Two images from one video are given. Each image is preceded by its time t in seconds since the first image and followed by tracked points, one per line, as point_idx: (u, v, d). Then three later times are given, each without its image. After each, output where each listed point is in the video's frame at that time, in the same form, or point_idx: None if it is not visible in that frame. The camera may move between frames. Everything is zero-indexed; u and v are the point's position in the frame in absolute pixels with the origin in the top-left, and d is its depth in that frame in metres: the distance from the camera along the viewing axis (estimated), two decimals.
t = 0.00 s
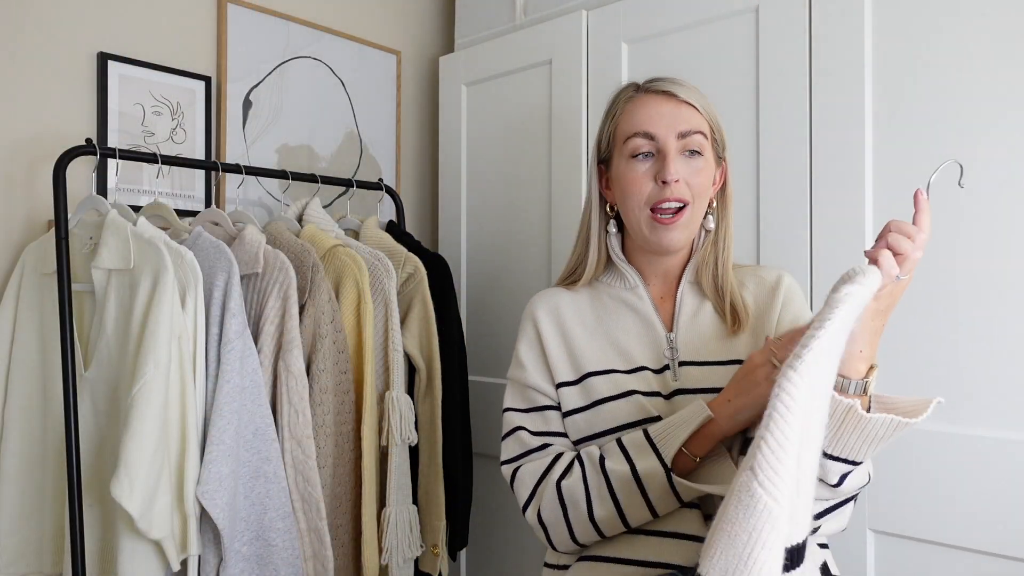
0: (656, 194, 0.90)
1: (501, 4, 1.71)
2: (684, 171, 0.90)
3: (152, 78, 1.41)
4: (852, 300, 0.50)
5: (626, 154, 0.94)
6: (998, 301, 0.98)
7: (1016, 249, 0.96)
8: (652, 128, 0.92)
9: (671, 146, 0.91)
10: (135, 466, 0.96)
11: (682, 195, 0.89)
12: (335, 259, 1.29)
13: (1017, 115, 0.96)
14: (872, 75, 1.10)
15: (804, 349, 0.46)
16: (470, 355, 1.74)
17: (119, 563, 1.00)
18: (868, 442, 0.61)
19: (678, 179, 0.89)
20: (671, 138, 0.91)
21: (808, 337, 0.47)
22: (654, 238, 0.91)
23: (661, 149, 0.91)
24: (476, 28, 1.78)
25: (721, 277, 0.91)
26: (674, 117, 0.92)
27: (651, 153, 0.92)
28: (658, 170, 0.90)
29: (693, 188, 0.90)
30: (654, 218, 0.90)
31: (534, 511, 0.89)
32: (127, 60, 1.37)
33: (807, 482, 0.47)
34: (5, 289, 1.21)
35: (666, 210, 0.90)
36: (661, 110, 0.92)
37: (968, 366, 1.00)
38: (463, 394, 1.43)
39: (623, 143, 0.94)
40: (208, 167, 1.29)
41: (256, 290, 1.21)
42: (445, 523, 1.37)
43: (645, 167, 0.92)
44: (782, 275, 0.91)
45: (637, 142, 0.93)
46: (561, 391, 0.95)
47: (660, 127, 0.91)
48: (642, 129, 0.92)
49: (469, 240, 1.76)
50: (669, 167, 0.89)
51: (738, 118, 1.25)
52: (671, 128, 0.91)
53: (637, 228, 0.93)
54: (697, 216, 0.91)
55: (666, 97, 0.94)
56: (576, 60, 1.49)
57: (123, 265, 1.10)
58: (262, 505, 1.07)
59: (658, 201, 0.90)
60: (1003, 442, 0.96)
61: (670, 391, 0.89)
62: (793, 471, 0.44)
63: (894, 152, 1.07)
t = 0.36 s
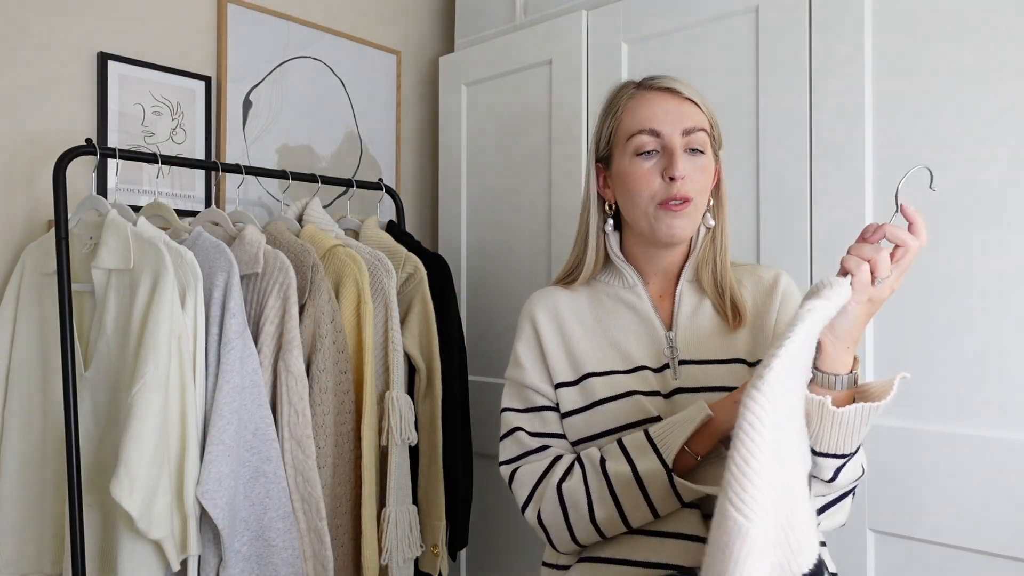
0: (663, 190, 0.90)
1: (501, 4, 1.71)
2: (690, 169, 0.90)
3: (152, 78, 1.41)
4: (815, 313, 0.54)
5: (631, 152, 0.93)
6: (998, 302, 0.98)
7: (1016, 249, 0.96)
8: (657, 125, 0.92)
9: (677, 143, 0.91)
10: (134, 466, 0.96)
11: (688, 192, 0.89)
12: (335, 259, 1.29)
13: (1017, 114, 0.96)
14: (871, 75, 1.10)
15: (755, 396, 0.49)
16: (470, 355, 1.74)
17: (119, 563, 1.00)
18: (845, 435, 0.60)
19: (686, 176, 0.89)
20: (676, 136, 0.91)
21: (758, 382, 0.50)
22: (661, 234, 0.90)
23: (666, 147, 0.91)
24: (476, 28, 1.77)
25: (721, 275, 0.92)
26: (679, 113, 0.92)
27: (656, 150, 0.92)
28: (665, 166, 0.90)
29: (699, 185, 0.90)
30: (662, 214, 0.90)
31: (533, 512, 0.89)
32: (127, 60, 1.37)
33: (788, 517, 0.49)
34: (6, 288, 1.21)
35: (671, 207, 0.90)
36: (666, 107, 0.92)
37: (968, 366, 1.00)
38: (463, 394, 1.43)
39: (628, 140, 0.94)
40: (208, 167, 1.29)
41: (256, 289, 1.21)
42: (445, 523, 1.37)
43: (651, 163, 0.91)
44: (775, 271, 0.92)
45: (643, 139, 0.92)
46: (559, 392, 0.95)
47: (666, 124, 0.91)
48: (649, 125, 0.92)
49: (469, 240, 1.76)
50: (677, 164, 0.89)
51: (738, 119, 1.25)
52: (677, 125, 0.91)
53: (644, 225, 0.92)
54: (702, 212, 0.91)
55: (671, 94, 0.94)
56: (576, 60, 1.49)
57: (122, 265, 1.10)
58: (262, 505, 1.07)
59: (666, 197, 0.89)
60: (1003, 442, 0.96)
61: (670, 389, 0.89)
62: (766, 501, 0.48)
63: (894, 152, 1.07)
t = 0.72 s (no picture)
0: (657, 194, 0.90)
1: (501, 4, 1.71)
2: (683, 170, 0.90)
3: (152, 78, 1.41)
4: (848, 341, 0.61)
5: (625, 157, 0.94)
6: (997, 301, 0.98)
7: (1015, 249, 0.96)
8: (649, 129, 0.92)
9: (668, 146, 0.91)
10: (134, 466, 0.96)
11: (683, 194, 0.90)
12: (334, 259, 1.29)
13: (1015, 115, 0.97)
14: (871, 75, 1.10)
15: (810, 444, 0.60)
16: (470, 355, 1.74)
17: (119, 563, 1.00)
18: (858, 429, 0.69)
19: (678, 178, 0.89)
20: (668, 138, 0.91)
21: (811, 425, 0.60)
22: (658, 239, 0.91)
23: (658, 149, 0.91)
24: (476, 28, 1.78)
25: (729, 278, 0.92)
26: (670, 115, 0.92)
27: (649, 154, 0.92)
28: (657, 170, 0.90)
29: (693, 186, 0.90)
30: (657, 219, 0.91)
31: (542, 512, 0.89)
32: (127, 60, 1.37)
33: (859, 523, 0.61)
34: (6, 288, 1.21)
35: (667, 209, 0.90)
36: (657, 109, 0.92)
37: (967, 366, 1.00)
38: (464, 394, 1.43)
39: (621, 145, 0.94)
40: (208, 167, 1.29)
41: (255, 290, 1.21)
42: (446, 523, 1.37)
43: (644, 167, 0.92)
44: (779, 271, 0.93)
45: (634, 143, 0.93)
46: (570, 392, 0.95)
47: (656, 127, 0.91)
48: (638, 130, 0.92)
49: (468, 240, 1.76)
50: (668, 167, 0.89)
51: (738, 119, 1.25)
52: (666, 127, 0.91)
53: (642, 230, 0.93)
54: (699, 213, 0.91)
55: (661, 96, 0.93)
56: (576, 60, 1.49)
57: (122, 265, 1.10)
58: (262, 505, 1.07)
59: (660, 201, 0.90)
60: (1003, 442, 0.96)
61: (679, 391, 0.90)
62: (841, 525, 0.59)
63: (893, 153, 1.08)
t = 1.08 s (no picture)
0: (643, 193, 0.90)
1: (501, 4, 1.71)
2: (670, 168, 0.90)
3: (152, 78, 1.41)
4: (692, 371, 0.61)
5: (616, 154, 0.95)
6: (996, 301, 0.98)
7: (1016, 249, 0.96)
8: (639, 127, 0.92)
9: (657, 144, 0.91)
10: (135, 464, 0.96)
11: (670, 193, 0.89)
12: (334, 259, 1.29)
13: (1016, 114, 0.97)
14: (872, 75, 1.10)
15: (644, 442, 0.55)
16: (470, 355, 1.74)
17: (119, 563, 1.00)
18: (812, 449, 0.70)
19: (663, 177, 0.89)
20: (657, 136, 0.91)
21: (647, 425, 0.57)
22: (644, 237, 0.91)
23: (647, 147, 0.92)
24: (476, 28, 1.78)
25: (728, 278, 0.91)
26: (660, 113, 0.92)
27: (638, 150, 0.93)
28: (644, 168, 0.91)
29: (682, 186, 0.90)
30: (643, 217, 0.91)
31: (537, 510, 0.89)
32: (127, 60, 1.37)
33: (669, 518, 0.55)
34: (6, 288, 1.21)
35: (655, 208, 0.90)
36: (647, 108, 0.92)
37: (968, 367, 1.00)
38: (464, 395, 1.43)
39: (613, 143, 0.95)
40: (208, 167, 1.29)
41: (255, 289, 1.21)
42: (446, 523, 1.37)
43: (632, 164, 0.93)
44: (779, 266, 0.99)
45: (625, 141, 0.94)
46: (565, 393, 0.95)
47: (645, 125, 0.92)
48: (629, 128, 0.93)
49: (468, 240, 1.76)
50: (654, 165, 0.89)
51: (738, 119, 1.25)
52: (656, 125, 0.91)
53: (631, 229, 0.93)
54: (689, 214, 0.90)
55: (655, 95, 0.93)
56: (576, 60, 1.49)
57: (122, 265, 1.10)
58: (262, 505, 1.07)
59: (647, 199, 0.90)
60: (1004, 442, 0.96)
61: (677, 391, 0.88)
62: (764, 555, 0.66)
63: (893, 152, 1.08)
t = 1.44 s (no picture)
0: (640, 189, 0.90)
1: (501, 4, 1.71)
2: (668, 165, 0.90)
3: (152, 78, 1.41)
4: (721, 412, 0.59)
5: (615, 150, 0.95)
6: (995, 300, 0.98)
7: (1016, 248, 0.96)
8: (637, 123, 0.92)
9: (656, 140, 0.91)
10: (135, 464, 0.96)
11: (667, 189, 0.89)
12: (334, 259, 1.29)
13: (1016, 114, 0.97)
14: (871, 75, 1.10)
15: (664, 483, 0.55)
16: (470, 355, 1.74)
17: (119, 563, 1.00)
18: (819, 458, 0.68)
19: (661, 173, 0.89)
20: (655, 133, 0.91)
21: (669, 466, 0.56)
22: (638, 231, 0.91)
23: (645, 144, 0.92)
24: (476, 28, 1.77)
25: (725, 283, 0.90)
26: (658, 110, 0.92)
27: (636, 147, 0.93)
28: (641, 164, 0.91)
29: (679, 184, 0.90)
30: (637, 211, 0.91)
31: (531, 513, 0.89)
32: (127, 60, 1.37)
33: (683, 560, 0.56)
34: (6, 288, 1.21)
35: (650, 204, 0.90)
36: (646, 105, 0.92)
37: (968, 367, 1.00)
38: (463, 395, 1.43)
39: (612, 139, 0.96)
40: (208, 167, 1.29)
41: (256, 289, 1.22)
42: (446, 523, 1.37)
43: (630, 160, 0.93)
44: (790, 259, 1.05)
45: (623, 137, 0.94)
46: (560, 395, 0.95)
47: (644, 121, 0.92)
48: (628, 124, 0.93)
49: (469, 240, 1.76)
50: (652, 161, 0.90)
51: (739, 119, 1.25)
52: (654, 122, 0.91)
53: (627, 224, 0.93)
54: (686, 212, 0.90)
55: (654, 92, 0.93)
56: (576, 60, 1.49)
57: (123, 265, 1.10)
58: (263, 505, 1.07)
59: (643, 195, 0.90)
60: (1003, 442, 0.96)
61: (671, 394, 0.88)
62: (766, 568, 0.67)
63: (894, 152, 1.08)
